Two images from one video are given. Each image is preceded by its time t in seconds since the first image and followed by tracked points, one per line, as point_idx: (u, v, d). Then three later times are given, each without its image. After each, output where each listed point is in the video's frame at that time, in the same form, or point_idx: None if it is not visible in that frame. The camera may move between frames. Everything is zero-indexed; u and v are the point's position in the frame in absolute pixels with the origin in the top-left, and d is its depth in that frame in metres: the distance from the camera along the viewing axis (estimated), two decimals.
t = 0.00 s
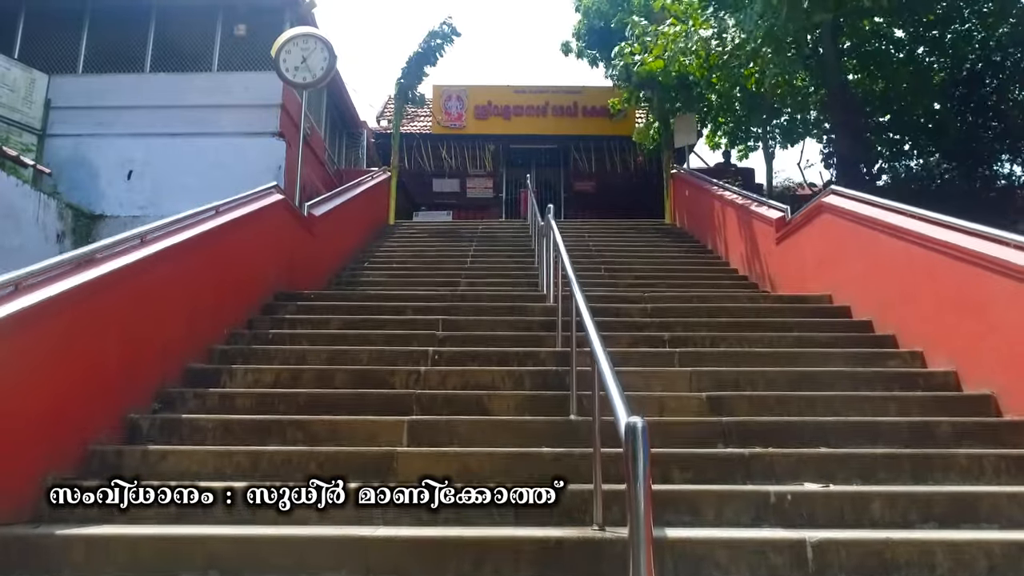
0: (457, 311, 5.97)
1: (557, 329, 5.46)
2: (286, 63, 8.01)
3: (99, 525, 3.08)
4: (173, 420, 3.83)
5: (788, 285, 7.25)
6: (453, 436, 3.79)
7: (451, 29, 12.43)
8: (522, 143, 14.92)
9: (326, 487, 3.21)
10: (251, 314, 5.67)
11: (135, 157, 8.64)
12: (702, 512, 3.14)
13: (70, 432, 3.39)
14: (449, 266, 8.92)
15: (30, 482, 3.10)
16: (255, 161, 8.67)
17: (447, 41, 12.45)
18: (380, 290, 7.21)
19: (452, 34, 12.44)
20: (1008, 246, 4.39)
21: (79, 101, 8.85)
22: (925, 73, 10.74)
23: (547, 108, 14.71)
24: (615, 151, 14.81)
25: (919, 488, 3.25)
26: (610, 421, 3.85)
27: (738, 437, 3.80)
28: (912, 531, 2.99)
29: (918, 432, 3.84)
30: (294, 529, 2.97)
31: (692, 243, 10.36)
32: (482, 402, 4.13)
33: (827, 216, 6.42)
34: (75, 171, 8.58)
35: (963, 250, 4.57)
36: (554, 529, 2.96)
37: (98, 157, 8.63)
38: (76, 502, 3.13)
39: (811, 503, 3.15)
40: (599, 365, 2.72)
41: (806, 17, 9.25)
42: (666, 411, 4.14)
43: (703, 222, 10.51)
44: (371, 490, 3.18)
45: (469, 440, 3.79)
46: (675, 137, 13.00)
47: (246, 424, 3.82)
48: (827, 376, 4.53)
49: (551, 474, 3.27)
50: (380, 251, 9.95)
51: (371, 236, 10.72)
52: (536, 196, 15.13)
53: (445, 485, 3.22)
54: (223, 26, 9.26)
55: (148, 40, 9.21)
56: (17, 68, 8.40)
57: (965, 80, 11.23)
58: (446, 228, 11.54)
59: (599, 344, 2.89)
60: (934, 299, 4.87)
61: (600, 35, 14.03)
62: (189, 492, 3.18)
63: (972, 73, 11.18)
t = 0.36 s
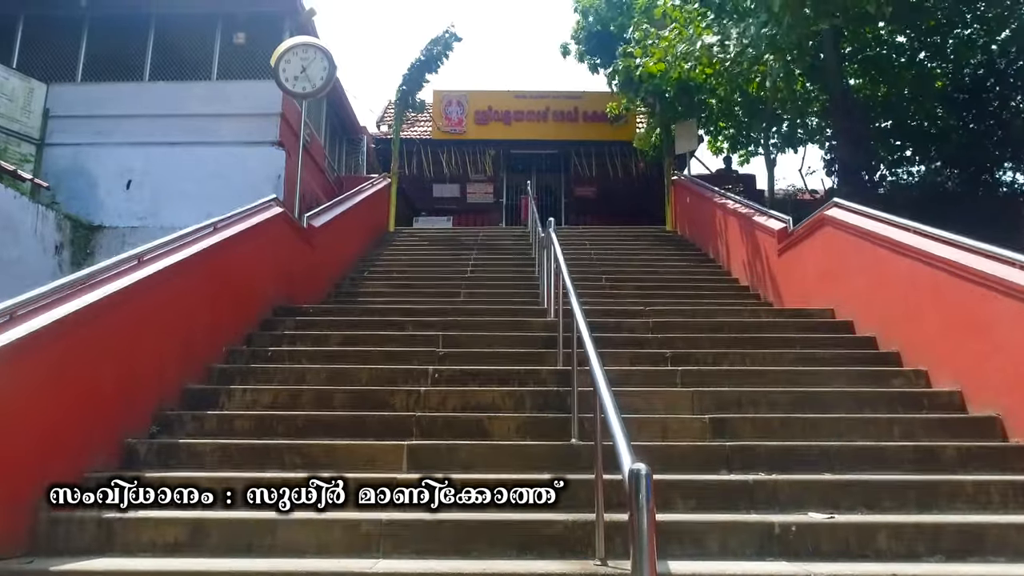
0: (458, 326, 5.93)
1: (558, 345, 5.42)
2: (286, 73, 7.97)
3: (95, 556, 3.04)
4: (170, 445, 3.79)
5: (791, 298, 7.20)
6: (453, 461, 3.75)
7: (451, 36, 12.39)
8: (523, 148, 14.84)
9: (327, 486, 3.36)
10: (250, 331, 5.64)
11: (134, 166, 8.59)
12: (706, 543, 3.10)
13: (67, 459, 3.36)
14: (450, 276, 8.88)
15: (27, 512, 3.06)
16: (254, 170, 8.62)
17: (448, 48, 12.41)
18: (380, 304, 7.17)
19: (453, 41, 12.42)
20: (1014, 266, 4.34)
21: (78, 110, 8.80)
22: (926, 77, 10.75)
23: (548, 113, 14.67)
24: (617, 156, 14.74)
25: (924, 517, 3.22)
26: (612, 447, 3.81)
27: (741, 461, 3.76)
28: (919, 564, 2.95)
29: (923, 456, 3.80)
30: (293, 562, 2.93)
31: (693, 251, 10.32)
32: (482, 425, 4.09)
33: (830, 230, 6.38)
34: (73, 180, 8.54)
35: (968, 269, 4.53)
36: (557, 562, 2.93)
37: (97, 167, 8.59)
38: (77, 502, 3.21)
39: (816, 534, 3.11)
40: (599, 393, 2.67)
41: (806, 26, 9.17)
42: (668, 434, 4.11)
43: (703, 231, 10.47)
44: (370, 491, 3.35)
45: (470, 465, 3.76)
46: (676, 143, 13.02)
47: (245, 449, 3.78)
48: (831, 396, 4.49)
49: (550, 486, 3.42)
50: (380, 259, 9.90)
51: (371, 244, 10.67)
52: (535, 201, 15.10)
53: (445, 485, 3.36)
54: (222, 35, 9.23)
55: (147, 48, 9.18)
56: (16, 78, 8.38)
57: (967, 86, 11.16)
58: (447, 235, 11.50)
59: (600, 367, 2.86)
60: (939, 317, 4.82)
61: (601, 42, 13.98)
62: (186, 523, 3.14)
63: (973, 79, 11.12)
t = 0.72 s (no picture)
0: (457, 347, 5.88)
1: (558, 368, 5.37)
2: (285, 86, 7.92)
3: None
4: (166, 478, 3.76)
5: (793, 315, 7.15)
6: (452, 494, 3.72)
7: (454, 48, 12.35)
8: (522, 156, 14.82)
9: (327, 488, 3.59)
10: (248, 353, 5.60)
11: (132, 180, 8.56)
12: None
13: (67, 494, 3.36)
14: (450, 290, 8.83)
15: (18, 556, 3.04)
16: (253, 184, 8.58)
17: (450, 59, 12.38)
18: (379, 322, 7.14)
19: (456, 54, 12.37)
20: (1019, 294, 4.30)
21: (76, 122, 8.77)
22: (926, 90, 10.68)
23: (548, 121, 14.63)
24: (617, 163, 14.71)
25: (927, 559, 3.18)
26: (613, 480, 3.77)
27: (742, 496, 3.73)
28: None
29: (926, 490, 3.76)
30: None
31: (693, 262, 10.29)
32: (481, 455, 4.06)
33: (831, 248, 6.35)
34: (71, 194, 8.50)
35: (973, 295, 4.49)
36: None
37: (95, 180, 8.55)
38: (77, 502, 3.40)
39: None
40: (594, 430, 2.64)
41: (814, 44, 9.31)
42: (669, 464, 4.08)
43: (704, 242, 10.43)
44: (371, 491, 3.58)
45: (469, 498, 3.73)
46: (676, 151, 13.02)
47: (239, 481, 3.71)
48: (833, 424, 4.46)
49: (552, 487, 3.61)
50: (379, 271, 9.86)
51: (371, 255, 10.62)
52: (536, 210, 15.12)
53: (444, 486, 3.58)
54: (221, 47, 9.19)
55: (145, 61, 9.14)
56: (13, 92, 8.31)
57: (968, 90, 11.04)
58: (446, 246, 11.46)
59: (600, 405, 2.80)
60: (943, 342, 4.78)
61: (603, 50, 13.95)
62: (181, 563, 3.11)
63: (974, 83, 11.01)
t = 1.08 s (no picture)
0: (457, 371, 5.84)
1: (558, 394, 5.34)
2: (284, 102, 7.89)
3: None
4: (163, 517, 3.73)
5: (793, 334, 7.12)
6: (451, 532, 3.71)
7: (452, 55, 12.32)
8: (522, 164, 14.80)
9: (327, 488, 3.92)
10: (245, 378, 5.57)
11: (130, 196, 8.52)
12: None
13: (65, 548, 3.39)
14: (449, 305, 8.78)
15: None
16: (251, 198, 8.54)
17: (449, 67, 12.32)
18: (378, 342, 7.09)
19: (453, 60, 12.33)
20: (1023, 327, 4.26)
21: (74, 136, 8.73)
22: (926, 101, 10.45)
23: (548, 129, 14.60)
24: (617, 171, 14.64)
25: None
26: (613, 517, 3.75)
27: (744, 535, 3.70)
28: None
29: (929, 527, 3.74)
30: None
31: (694, 275, 10.26)
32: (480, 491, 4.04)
33: (833, 269, 6.31)
34: (69, 210, 8.46)
35: (976, 326, 4.45)
36: None
37: (94, 195, 8.52)
38: (76, 502, 3.49)
39: None
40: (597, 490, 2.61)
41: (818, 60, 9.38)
42: (671, 498, 4.04)
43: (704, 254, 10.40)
44: (371, 492, 3.92)
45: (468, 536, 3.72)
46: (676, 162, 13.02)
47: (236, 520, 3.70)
48: (835, 456, 4.43)
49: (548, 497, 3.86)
50: (379, 284, 9.83)
51: (371, 268, 10.58)
52: (535, 218, 15.07)
53: (444, 486, 3.92)
54: (219, 60, 9.15)
55: (143, 75, 9.10)
56: (11, 107, 8.26)
57: (969, 100, 10.94)
58: (446, 257, 11.43)
59: (601, 459, 2.77)
60: (945, 371, 4.76)
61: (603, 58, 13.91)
62: None
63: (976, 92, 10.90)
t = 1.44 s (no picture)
0: (457, 397, 5.80)
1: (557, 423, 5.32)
2: (282, 120, 7.86)
3: None
4: (159, 556, 3.72)
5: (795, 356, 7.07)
6: (450, 572, 3.69)
7: (450, 65, 12.12)
8: (521, 174, 14.76)
9: (328, 488, 4.22)
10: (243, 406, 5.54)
11: (129, 213, 8.48)
12: None
13: (62, 548, 3.45)
14: (450, 321, 8.73)
15: None
16: (249, 215, 8.49)
17: (446, 77, 12.17)
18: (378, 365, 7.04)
19: (451, 70, 12.13)
20: None
21: (73, 152, 8.70)
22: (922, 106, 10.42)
23: (548, 139, 14.56)
24: (617, 180, 14.58)
25: None
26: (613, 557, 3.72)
27: None
28: None
29: (932, 568, 3.71)
30: None
31: (694, 289, 10.24)
32: (478, 527, 4.01)
33: (834, 293, 6.28)
34: (68, 227, 8.43)
35: (978, 360, 4.41)
36: None
37: (92, 212, 8.49)
38: (76, 503, 3.55)
39: None
40: (596, 548, 2.58)
41: (819, 67, 9.34)
42: (672, 535, 4.01)
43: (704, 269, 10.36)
44: (372, 492, 4.24)
45: None
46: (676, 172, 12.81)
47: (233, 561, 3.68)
48: (836, 489, 4.40)
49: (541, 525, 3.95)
50: (378, 299, 9.81)
51: (371, 282, 10.54)
52: (535, 227, 15.02)
53: (442, 488, 4.27)
54: (217, 75, 9.11)
55: (142, 90, 9.06)
56: (8, 125, 8.23)
57: (970, 111, 10.82)
58: (446, 270, 11.41)
59: (601, 521, 2.75)
60: (947, 403, 4.72)
61: (603, 69, 13.90)
62: None
63: (977, 103, 10.80)
